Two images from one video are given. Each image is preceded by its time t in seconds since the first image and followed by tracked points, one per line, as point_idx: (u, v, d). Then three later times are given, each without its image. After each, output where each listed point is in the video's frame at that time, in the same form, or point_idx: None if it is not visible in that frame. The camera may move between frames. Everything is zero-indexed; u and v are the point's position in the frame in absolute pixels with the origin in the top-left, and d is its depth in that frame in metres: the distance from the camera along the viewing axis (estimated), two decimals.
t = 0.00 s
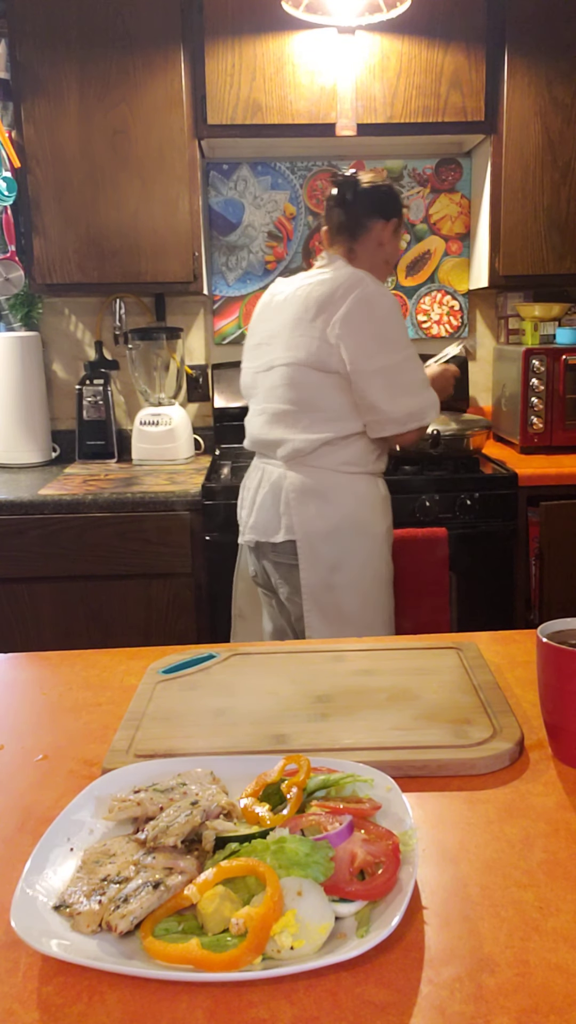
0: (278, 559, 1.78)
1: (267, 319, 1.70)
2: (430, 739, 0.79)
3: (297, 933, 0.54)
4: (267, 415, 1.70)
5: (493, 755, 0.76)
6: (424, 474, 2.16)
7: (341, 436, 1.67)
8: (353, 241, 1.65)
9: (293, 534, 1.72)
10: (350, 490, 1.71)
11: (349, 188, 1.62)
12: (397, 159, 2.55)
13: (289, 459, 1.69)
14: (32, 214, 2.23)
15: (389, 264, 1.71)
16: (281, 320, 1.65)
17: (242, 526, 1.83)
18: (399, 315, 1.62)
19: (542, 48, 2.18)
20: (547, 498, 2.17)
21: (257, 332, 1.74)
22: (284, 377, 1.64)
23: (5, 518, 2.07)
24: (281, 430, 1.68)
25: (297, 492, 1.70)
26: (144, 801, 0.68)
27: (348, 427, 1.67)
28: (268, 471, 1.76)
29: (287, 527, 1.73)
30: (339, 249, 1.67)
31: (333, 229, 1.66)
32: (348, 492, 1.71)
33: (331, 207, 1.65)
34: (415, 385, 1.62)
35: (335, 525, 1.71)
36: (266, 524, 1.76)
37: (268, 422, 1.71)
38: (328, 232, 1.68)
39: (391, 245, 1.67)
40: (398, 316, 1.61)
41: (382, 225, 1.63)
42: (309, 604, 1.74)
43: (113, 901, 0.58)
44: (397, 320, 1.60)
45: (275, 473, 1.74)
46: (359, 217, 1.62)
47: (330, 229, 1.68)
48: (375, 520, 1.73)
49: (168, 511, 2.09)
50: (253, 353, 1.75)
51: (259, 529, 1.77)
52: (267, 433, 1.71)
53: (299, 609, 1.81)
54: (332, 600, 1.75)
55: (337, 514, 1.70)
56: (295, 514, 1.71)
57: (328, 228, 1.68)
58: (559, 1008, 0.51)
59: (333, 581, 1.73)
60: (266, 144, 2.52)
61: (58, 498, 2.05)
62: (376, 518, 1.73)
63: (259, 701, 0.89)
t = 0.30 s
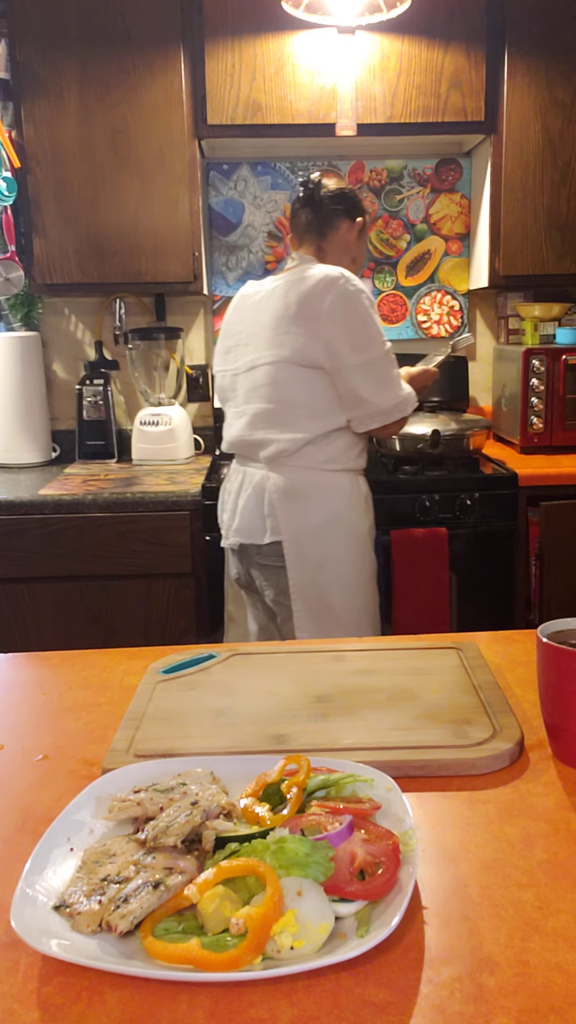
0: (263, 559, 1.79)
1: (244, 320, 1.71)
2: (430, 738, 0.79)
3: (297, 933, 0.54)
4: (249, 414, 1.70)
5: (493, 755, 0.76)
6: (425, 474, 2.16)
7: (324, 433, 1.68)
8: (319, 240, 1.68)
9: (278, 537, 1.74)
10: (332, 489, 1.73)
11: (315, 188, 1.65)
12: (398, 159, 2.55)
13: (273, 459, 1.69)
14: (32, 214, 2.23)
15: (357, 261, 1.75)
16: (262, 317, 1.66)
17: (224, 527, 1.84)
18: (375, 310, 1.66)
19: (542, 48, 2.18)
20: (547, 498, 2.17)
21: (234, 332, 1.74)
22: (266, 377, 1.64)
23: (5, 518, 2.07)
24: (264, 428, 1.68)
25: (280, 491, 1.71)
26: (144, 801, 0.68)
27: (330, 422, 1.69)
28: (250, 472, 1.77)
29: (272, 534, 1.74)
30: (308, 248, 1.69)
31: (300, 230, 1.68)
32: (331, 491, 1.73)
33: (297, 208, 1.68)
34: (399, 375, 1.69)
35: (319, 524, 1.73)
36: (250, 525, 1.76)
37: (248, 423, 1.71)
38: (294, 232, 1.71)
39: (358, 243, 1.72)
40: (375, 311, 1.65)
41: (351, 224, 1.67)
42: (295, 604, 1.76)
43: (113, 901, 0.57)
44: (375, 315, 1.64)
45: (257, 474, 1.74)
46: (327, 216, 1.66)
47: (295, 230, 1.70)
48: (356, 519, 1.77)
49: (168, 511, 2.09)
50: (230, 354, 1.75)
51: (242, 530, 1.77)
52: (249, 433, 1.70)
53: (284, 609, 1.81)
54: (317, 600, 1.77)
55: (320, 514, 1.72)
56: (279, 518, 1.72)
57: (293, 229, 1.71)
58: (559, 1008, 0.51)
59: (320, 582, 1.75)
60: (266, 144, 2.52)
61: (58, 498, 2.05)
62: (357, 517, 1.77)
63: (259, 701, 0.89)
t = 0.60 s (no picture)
0: (233, 562, 1.80)
1: (218, 321, 1.73)
2: (430, 739, 0.79)
3: (297, 933, 0.54)
4: (219, 414, 1.70)
5: (493, 755, 0.76)
6: (424, 474, 2.16)
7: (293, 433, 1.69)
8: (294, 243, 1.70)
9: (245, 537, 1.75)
10: (300, 492, 1.72)
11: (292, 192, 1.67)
12: (398, 159, 2.55)
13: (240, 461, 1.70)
14: (32, 214, 2.23)
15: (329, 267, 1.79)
16: (233, 318, 1.68)
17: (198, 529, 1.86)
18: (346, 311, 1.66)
19: (542, 48, 2.18)
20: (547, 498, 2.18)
21: (208, 334, 1.76)
22: (235, 377, 1.65)
23: (5, 518, 2.07)
24: (233, 429, 1.70)
25: (248, 493, 1.72)
26: (144, 801, 0.68)
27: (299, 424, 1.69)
28: (222, 473, 1.78)
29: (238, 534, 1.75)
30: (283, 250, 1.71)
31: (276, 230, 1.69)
32: (299, 494, 1.73)
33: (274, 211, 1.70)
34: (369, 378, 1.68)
35: (287, 527, 1.74)
36: (218, 529, 1.77)
37: (219, 423, 1.72)
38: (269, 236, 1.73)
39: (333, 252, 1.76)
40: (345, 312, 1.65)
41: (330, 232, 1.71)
42: (261, 604, 1.77)
43: (113, 901, 0.57)
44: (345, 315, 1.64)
45: (227, 476, 1.76)
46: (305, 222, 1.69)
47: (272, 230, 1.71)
48: (325, 521, 1.76)
49: (168, 511, 2.09)
50: (205, 355, 1.76)
51: (211, 534, 1.79)
52: (219, 433, 1.72)
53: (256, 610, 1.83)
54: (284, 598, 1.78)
55: (287, 516, 1.73)
56: (245, 519, 1.73)
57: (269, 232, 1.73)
58: (559, 1008, 0.51)
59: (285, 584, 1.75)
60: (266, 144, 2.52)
61: (57, 498, 2.05)
62: (327, 520, 1.76)
63: (259, 701, 0.89)
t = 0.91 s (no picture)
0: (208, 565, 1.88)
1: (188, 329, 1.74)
2: (430, 739, 0.79)
3: (297, 933, 0.54)
4: (191, 424, 1.74)
5: (493, 755, 0.76)
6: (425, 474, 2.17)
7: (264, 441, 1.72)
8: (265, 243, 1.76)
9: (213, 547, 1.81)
10: (269, 501, 1.77)
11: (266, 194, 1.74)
12: (397, 159, 2.55)
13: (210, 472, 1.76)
14: (31, 214, 2.23)
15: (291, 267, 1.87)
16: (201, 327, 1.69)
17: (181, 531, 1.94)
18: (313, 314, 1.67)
19: (542, 47, 2.18)
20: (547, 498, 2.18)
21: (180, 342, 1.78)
22: (203, 389, 1.68)
23: (5, 518, 2.07)
24: (203, 438, 1.73)
25: (218, 500, 1.77)
26: (145, 801, 0.68)
27: (269, 431, 1.71)
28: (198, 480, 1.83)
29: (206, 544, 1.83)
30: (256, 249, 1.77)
31: (254, 231, 1.74)
32: (268, 504, 1.77)
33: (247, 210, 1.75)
34: (339, 382, 1.69)
35: (253, 536, 1.79)
36: (192, 536, 1.86)
37: (192, 432, 1.75)
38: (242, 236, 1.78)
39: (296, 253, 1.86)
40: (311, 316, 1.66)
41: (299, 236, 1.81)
42: (230, 608, 1.84)
43: (113, 901, 0.57)
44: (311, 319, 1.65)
45: (200, 482, 1.82)
46: (277, 225, 1.77)
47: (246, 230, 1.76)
48: (294, 529, 1.80)
49: (168, 511, 2.09)
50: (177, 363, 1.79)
51: (186, 540, 1.87)
52: (192, 442, 1.76)
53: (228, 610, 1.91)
54: (252, 601, 1.85)
55: (254, 524, 1.78)
56: (212, 527, 1.79)
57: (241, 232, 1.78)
58: (558, 1008, 0.51)
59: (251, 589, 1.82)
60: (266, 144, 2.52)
61: (57, 498, 2.05)
62: (296, 529, 1.81)
63: (259, 701, 0.89)
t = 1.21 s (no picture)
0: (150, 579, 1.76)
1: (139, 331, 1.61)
2: (430, 739, 0.79)
3: (297, 933, 0.54)
4: (136, 434, 1.61)
5: (493, 755, 0.76)
6: (425, 474, 2.17)
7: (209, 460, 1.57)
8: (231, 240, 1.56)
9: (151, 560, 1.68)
10: (212, 517, 1.62)
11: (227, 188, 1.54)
12: (397, 159, 2.55)
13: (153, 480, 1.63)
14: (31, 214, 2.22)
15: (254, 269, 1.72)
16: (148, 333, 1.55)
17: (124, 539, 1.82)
18: (265, 327, 1.50)
19: (541, 47, 2.18)
20: (546, 498, 2.18)
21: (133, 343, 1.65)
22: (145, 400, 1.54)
23: (5, 518, 2.07)
24: (148, 451, 1.60)
25: (160, 516, 1.64)
26: (144, 801, 0.68)
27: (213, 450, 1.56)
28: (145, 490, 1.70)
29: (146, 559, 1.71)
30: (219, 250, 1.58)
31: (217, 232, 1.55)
32: (211, 519, 1.62)
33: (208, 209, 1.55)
34: (287, 404, 1.52)
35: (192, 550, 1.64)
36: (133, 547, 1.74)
37: (137, 443, 1.62)
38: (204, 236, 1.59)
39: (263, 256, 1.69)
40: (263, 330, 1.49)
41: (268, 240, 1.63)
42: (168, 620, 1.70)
43: (113, 901, 0.57)
44: (261, 334, 1.48)
45: (145, 494, 1.69)
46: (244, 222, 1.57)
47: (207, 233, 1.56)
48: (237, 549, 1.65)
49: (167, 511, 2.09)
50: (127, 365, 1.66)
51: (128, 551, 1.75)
52: (138, 452, 1.63)
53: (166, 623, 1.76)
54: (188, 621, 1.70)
55: (194, 543, 1.63)
56: (151, 543, 1.67)
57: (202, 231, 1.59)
58: (558, 1008, 0.51)
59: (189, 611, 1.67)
60: (266, 143, 2.52)
61: (57, 498, 2.05)
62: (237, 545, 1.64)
63: (259, 701, 0.89)
